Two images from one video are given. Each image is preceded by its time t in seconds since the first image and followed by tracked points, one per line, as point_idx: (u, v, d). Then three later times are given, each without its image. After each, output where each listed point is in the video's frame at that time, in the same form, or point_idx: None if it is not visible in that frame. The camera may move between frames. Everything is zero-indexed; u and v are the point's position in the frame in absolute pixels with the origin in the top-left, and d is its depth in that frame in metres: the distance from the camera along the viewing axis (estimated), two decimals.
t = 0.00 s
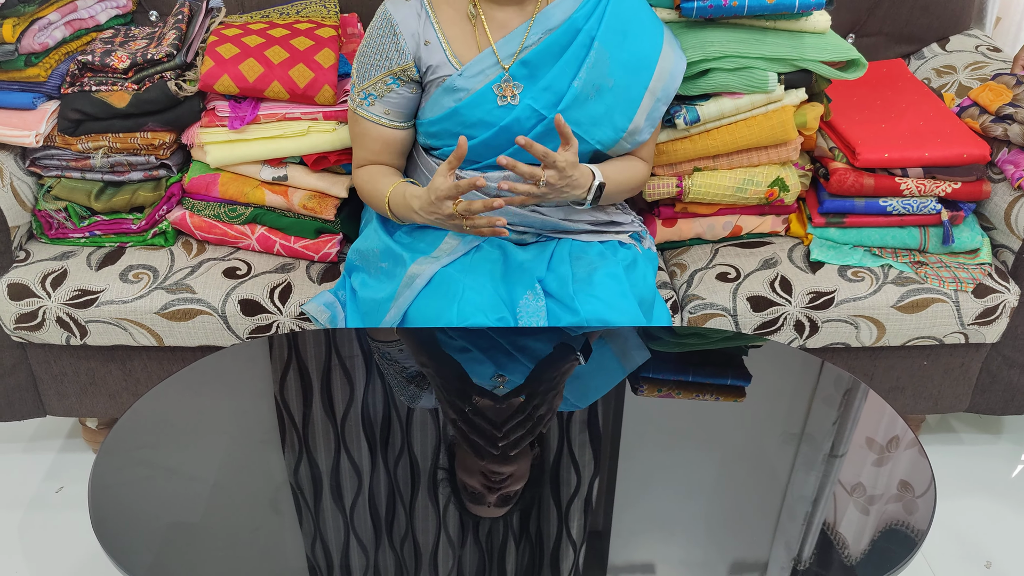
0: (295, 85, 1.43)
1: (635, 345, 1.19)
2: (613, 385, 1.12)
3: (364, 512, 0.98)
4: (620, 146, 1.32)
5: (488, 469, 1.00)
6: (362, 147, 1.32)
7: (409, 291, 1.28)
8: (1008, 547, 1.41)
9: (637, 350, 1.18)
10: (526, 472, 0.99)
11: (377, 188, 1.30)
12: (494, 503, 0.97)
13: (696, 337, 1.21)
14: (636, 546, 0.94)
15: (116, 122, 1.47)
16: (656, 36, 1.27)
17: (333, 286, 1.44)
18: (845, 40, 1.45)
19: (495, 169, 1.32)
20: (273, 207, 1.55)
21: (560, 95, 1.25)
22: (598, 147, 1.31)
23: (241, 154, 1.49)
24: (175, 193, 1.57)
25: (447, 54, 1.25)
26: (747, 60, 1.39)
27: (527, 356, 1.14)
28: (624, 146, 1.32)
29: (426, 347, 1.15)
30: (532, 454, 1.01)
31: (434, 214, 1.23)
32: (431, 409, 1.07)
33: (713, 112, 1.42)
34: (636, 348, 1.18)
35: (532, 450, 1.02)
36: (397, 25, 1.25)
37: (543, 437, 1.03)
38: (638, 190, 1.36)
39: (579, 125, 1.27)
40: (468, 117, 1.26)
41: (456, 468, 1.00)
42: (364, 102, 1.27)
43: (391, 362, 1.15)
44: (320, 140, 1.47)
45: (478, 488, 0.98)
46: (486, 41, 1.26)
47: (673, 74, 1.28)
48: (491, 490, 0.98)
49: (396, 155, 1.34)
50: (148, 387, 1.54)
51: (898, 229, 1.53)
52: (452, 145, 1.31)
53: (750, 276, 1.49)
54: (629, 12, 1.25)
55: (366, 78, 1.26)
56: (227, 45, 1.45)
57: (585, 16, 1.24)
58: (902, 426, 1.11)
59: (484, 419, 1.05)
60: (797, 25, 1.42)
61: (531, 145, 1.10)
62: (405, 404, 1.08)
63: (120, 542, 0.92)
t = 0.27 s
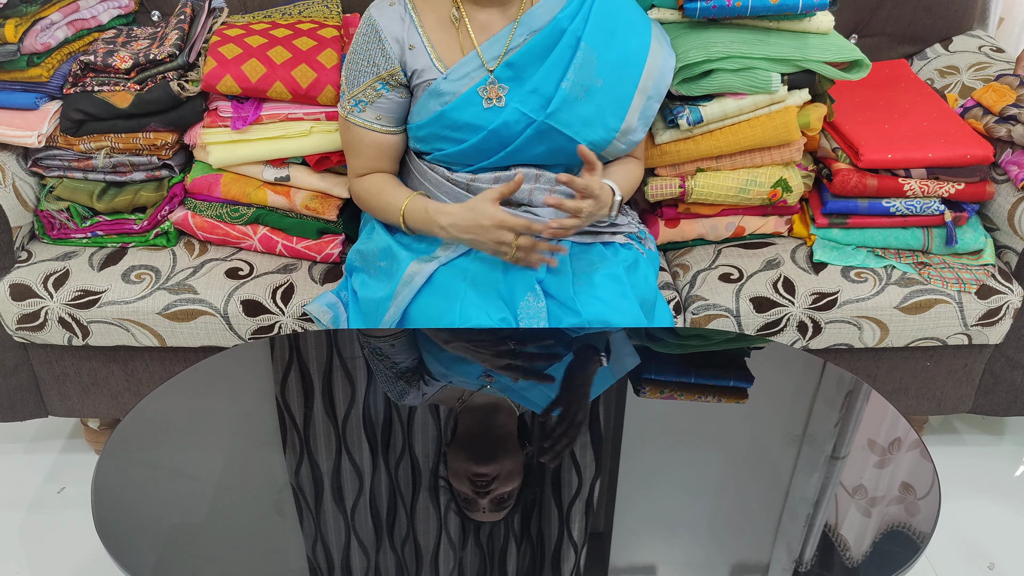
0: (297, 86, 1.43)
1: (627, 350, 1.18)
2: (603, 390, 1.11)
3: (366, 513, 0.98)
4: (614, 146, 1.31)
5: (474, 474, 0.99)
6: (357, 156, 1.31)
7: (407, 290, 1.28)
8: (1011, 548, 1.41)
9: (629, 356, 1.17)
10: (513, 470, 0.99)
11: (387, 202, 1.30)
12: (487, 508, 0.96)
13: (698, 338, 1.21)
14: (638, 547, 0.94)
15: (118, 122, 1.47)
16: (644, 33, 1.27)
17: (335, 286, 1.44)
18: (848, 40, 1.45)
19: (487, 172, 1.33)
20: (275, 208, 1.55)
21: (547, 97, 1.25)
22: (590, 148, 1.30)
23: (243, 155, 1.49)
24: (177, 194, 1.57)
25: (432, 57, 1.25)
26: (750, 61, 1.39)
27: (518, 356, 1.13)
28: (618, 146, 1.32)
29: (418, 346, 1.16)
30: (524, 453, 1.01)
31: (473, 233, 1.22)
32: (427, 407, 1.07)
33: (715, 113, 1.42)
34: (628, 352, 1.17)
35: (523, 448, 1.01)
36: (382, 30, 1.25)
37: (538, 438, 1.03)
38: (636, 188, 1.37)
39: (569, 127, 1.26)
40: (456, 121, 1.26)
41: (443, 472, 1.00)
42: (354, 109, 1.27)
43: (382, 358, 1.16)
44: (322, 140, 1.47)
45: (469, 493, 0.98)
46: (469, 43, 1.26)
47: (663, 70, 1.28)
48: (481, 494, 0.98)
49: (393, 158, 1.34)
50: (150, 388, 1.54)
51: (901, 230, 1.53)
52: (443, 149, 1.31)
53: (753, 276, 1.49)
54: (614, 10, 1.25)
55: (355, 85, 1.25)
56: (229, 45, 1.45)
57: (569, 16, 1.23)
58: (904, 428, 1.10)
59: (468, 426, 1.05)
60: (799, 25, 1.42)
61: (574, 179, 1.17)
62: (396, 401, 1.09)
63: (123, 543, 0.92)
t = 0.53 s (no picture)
0: (298, 84, 1.43)
1: (623, 350, 1.17)
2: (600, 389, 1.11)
3: (366, 513, 0.97)
4: (611, 145, 1.30)
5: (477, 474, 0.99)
6: (350, 152, 1.31)
7: (409, 291, 1.27)
8: (1012, 548, 1.40)
9: (625, 355, 1.16)
10: (513, 474, 0.99)
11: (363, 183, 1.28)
12: (484, 510, 0.95)
13: (700, 337, 1.21)
14: (638, 546, 0.93)
15: (119, 120, 1.46)
16: (640, 30, 1.26)
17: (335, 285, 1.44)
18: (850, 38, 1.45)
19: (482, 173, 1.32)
20: (276, 206, 1.54)
21: (544, 96, 1.25)
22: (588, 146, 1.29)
23: (244, 153, 1.48)
24: (177, 192, 1.56)
25: (428, 57, 1.25)
26: (753, 60, 1.39)
27: (518, 360, 1.13)
28: (616, 145, 1.31)
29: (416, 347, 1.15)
30: (519, 458, 1.00)
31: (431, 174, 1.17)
32: (425, 409, 1.06)
33: (717, 112, 1.42)
34: (625, 351, 1.17)
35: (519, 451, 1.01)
36: (377, 30, 1.25)
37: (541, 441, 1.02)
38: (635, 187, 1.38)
39: (567, 125, 1.26)
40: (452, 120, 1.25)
41: (442, 475, 0.99)
42: (350, 110, 1.26)
43: (379, 360, 1.15)
44: (323, 139, 1.46)
45: (468, 496, 0.97)
46: (466, 44, 1.25)
47: (659, 67, 1.27)
48: (480, 497, 0.97)
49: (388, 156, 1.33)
50: (150, 387, 1.54)
51: (903, 229, 1.53)
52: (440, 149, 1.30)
53: (755, 276, 1.48)
54: (610, 7, 1.24)
55: (352, 85, 1.25)
56: (229, 43, 1.44)
57: (565, 15, 1.23)
58: (905, 426, 1.10)
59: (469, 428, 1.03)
60: (801, 24, 1.42)
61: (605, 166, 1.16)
62: (394, 404, 1.08)
63: (122, 542, 0.91)
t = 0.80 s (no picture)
0: (296, 83, 1.42)
1: (623, 352, 1.17)
2: (601, 391, 1.11)
3: (364, 512, 0.97)
4: (610, 147, 1.31)
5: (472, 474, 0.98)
6: (352, 157, 1.32)
7: (407, 290, 1.27)
8: (1011, 548, 1.40)
9: (626, 358, 1.16)
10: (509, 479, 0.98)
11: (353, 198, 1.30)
12: (476, 510, 0.95)
13: (698, 337, 1.21)
14: (637, 546, 0.93)
15: (116, 119, 1.46)
16: (640, 31, 1.25)
17: (334, 285, 1.43)
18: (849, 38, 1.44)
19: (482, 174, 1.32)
20: (273, 206, 1.54)
21: (544, 99, 1.24)
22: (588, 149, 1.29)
23: (242, 152, 1.48)
24: (175, 192, 1.55)
25: (427, 61, 1.24)
26: (751, 59, 1.39)
27: (514, 358, 1.13)
28: (613, 146, 1.31)
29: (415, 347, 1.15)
30: (514, 458, 1.00)
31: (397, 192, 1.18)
32: (422, 406, 1.06)
33: (716, 111, 1.42)
34: (624, 354, 1.17)
35: (515, 454, 1.01)
36: (375, 33, 1.24)
37: (541, 442, 1.02)
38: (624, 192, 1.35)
39: (566, 129, 1.26)
40: (452, 123, 1.25)
41: (439, 475, 0.99)
42: (351, 113, 1.28)
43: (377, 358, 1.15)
44: (321, 138, 1.46)
45: (462, 496, 0.97)
46: (466, 48, 1.24)
47: (660, 68, 1.26)
48: (474, 498, 0.97)
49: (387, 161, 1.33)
50: (147, 387, 1.53)
51: (902, 229, 1.53)
52: (441, 151, 1.30)
53: (753, 275, 1.48)
54: (611, 8, 1.23)
55: (350, 89, 1.26)
56: (228, 42, 1.44)
57: (565, 17, 1.22)
58: (904, 426, 1.10)
59: (465, 429, 1.03)
60: (800, 24, 1.41)
61: (499, 184, 1.10)
62: (393, 404, 1.08)
63: (119, 543, 0.91)
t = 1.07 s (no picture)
0: (291, 83, 1.42)
1: (620, 351, 1.17)
2: (598, 390, 1.11)
3: (361, 513, 0.97)
4: (605, 149, 1.30)
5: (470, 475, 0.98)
6: (346, 157, 1.32)
7: (402, 291, 1.27)
8: (1008, 547, 1.40)
9: (622, 357, 1.16)
10: (509, 477, 0.98)
11: (354, 199, 1.30)
12: (479, 510, 0.95)
13: (695, 337, 1.21)
14: (634, 546, 0.93)
15: (111, 120, 1.45)
16: (636, 34, 1.25)
17: (330, 286, 1.43)
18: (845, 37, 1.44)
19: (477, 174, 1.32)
20: (269, 207, 1.54)
21: (540, 100, 1.24)
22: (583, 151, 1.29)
23: (238, 153, 1.48)
24: (170, 192, 1.55)
25: (422, 61, 1.24)
26: (746, 58, 1.39)
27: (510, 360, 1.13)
28: (609, 148, 1.30)
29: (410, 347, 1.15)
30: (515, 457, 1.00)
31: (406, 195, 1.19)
32: (419, 408, 1.06)
33: (712, 111, 1.41)
34: (621, 353, 1.17)
35: (515, 450, 1.01)
36: (371, 33, 1.24)
37: (538, 443, 1.02)
38: (619, 194, 1.35)
39: (562, 130, 1.25)
40: (448, 124, 1.25)
41: (439, 476, 0.99)
42: (344, 112, 1.27)
43: (372, 360, 1.15)
44: (317, 138, 1.46)
45: (463, 497, 0.97)
46: (461, 48, 1.25)
47: (655, 71, 1.26)
48: (475, 498, 0.97)
49: (381, 160, 1.34)
50: (143, 388, 1.53)
51: (898, 229, 1.53)
52: (436, 152, 1.30)
53: (750, 275, 1.48)
54: (606, 10, 1.23)
55: (345, 88, 1.26)
56: (222, 42, 1.44)
57: (560, 18, 1.22)
58: (901, 426, 1.10)
59: (461, 429, 1.03)
60: (796, 23, 1.41)
61: (490, 174, 1.11)
62: (388, 405, 1.08)
63: (114, 545, 0.91)
